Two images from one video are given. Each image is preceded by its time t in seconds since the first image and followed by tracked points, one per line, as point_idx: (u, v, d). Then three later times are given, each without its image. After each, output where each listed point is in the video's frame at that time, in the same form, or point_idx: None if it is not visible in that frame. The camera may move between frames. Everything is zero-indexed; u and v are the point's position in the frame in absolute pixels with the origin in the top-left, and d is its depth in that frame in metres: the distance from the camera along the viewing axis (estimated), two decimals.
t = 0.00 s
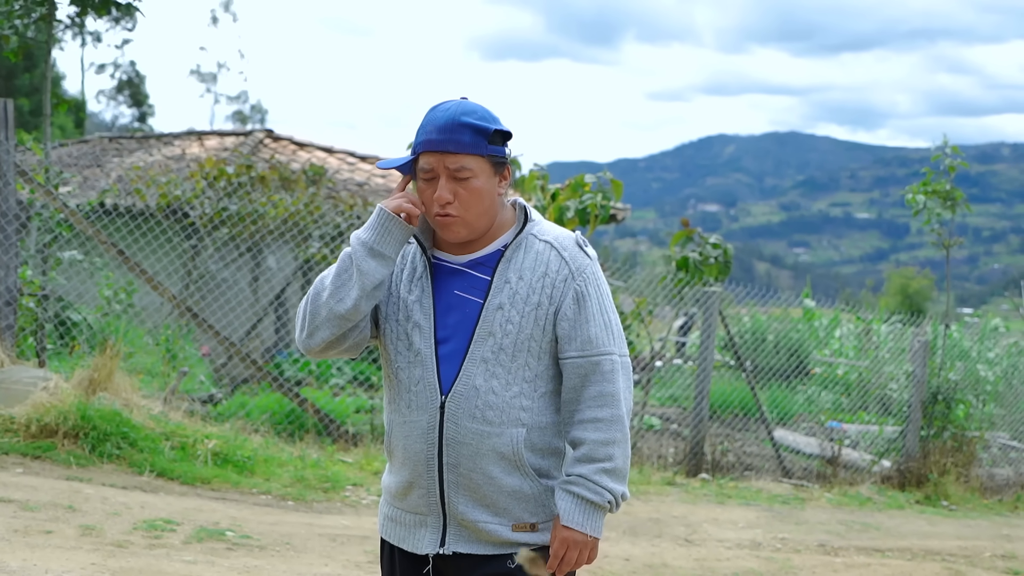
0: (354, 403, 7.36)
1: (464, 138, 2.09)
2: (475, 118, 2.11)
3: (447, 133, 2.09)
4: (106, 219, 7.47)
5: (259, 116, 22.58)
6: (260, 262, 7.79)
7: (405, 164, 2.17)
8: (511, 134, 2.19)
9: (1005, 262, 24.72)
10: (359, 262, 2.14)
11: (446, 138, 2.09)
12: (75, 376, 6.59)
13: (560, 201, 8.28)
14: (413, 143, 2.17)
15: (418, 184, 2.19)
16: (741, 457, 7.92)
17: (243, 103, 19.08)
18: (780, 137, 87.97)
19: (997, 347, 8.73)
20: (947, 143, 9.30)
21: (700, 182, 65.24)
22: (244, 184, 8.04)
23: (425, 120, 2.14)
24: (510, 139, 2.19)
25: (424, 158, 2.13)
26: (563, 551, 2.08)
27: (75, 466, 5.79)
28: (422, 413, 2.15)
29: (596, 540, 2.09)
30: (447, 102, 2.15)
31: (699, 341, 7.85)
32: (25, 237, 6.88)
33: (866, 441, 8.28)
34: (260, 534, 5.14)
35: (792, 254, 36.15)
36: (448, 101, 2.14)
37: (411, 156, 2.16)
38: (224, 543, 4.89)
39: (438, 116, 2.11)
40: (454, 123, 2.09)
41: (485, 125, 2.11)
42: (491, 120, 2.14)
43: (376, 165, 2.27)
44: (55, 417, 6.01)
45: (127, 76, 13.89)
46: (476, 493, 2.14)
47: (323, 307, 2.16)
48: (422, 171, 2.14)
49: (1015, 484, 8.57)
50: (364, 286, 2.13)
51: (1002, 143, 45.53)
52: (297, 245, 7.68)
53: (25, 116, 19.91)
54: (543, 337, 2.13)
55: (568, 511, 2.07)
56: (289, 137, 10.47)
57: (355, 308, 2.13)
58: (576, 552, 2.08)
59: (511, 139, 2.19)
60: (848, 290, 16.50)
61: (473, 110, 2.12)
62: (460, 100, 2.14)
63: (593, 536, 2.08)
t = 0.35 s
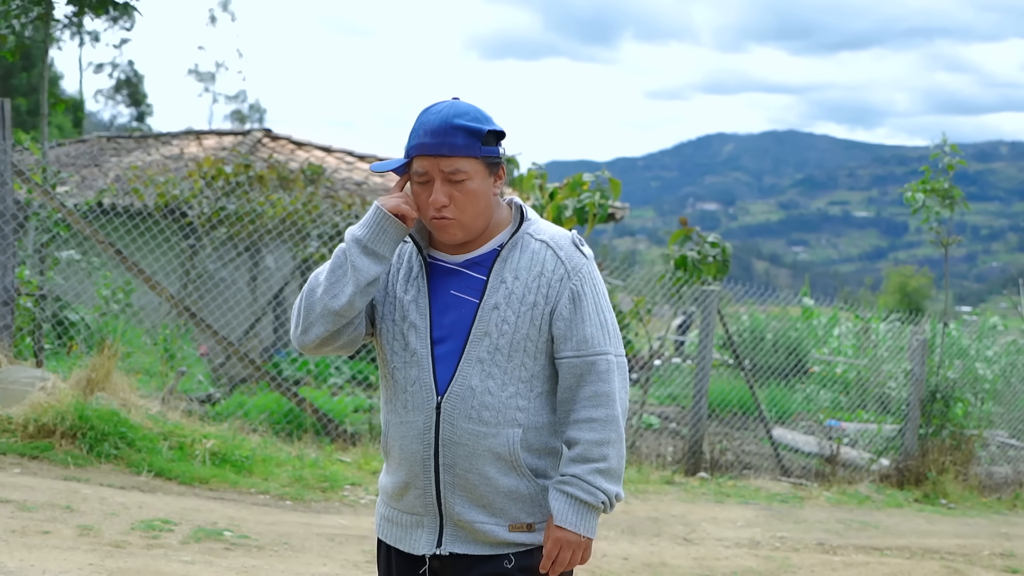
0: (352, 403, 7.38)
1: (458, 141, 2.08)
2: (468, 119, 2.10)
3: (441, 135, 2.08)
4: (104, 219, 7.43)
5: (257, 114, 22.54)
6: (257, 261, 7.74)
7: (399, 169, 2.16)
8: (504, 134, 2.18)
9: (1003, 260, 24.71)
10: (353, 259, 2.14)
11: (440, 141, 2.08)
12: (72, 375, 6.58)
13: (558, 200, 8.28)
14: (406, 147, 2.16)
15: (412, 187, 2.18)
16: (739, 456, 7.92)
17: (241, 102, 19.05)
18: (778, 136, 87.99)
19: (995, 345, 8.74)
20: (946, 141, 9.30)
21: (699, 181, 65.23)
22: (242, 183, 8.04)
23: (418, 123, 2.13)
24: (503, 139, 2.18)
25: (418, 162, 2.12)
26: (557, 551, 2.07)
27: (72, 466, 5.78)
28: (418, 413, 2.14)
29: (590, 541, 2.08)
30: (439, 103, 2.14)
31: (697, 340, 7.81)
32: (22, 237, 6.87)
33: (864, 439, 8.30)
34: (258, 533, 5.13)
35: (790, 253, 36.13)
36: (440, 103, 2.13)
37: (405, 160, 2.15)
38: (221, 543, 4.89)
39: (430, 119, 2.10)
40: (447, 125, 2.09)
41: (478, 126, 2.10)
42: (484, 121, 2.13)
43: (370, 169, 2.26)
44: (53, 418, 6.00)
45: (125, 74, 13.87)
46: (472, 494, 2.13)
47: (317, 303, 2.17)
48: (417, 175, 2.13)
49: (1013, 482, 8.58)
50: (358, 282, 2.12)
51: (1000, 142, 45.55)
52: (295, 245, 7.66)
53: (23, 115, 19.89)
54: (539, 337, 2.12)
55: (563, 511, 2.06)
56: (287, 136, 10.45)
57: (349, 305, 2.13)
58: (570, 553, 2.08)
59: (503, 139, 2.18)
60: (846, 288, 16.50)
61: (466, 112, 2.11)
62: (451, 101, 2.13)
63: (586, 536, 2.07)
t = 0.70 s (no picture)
0: (351, 404, 7.38)
1: (457, 137, 2.09)
2: (467, 117, 2.10)
3: (440, 132, 2.09)
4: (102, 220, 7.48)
5: (257, 114, 22.55)
6: (256, 262, 7.73)
7: (398, 168, 2.16)
8: (502, 133, 2.18)
9: (1002, 260, 24.71)
10: (353, 263, 2.14)
11: (439, 137, 2.09)
12: (71, 377, 6.58)
13: (557, 201, 8.27)
14: (404, 146, 2.16)
15: (411, 187, 2.18)
16: (738, 457, 7.93)
17: (240, 102, 19.05)
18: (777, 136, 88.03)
19: (994, 345, 8.74)
20: (944, 141, 9.30)
21: (698, 181, 65.25)
22: (240, 184, 8.11)
23: (416, 121, 2.13)
24: (501, 138, 2.18)
25: (417, 159, 2.12)
26: (557, 553, 2.07)
27: (71, 468, 5.78)
28: (417, 416, 2.14)
29: (590, 543, 2.08)
30: (436, 102, 2.14)
31: (696, 340, 7.87)
32: (21, 238, 6.88)
33: (864, 440, 8.31)
34: (257, 535, 5.13)
35: (790, 253, 36.13)
36: (438, 101, 2.13)
37: (403, 159, 2.15)
38: (220, 544, 4.89)
39: (429, 117, 2.10)
40: (446, 122, 2.09)
41: (477, 124, 2.10)
42: (482, 119, 2.13)
43: (367, 171, 2.25)
44: (52, 419, 6.00)
45: (125, 75, 13.88)
46: (471, 497, 2.13)
47: (317, 307, 2.16)
48: (416, 172, 2.13)
49: (1013, 483, 8.58)
50: (358, 287, 2.12)
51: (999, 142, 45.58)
52: (294, 245, 7.66)
53: (22, 116, 19.91)
54: (538, 339, 2.12)
55: (563, 514, 2.06)
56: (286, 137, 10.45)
57: (349, 309, 2.12)
58: (570, 555, 2.07)
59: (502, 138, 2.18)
60: (846, 288, 16.50)
61: (465, 110, 2.11)
62: (450, 100, 2.13)
63: (586, 539, 2.07)
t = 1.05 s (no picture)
0: (351, 405, 7.38)
1: (458, 139, 2.09)
2: (466, 118, 2.11)
3: (441, 135, 2.09)
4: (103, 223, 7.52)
5: (258, 115, 22.58)
6: (257, 264, 7.73)
7: (398, 171, 2.16)
8: (502, 133, 2.18)
9: (1003, 261, 24.69)
10: (354, 267, 2.13)
11: (440, 141, 2.09)
12: (72, 378, 6.59)
13: (558, 202, 8.27)
14: (404, 149, 2.15)
15: (411, 191, 2.17)
16: (739, 458, 7.92)
17: (240, 104, 19.04)
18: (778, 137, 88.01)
19: (995, 346, 8.74)
20: (944, 142, 9.30)
21: (698, 182, 65.21)
22: (240, 185, 8.11)
23: (415, 124, 2.13)
24: (501, 138, 2.19)
25: (418, 162, 2.12)
26: (559, 555, 2.07)
27: (71, 469, 5.78)
28: (418, 417, 2.14)
29: (592, 544, 2.08)
30: (435, 104, 2.15)
31: (696, 341, 7.87)
32: (21, 240, 6.88)
33: (864, 441, 8.31)
34: (257, 536, 5.13)
35: (790, 254, 36.13)
36: (436, 103, 2.13)
37: (403, 163, 2.15)
38: (220, 545, 4.89)
39: (428, 120, 2.11)
40: (445, 124, 2.09)
41: (476, 125, 2.11)
42: (481, 120, 2.14)
43: (367, 174, 2.25)
44: (52, 420, 5.99)
45: (125, 76, 13.89)
46: (472, 498, 2.13)
47: (318, 310, 2.16)
48: (417, 176, 2.13)
49: (1014, 484, 8.55)
50: (359, 290, 2.11)
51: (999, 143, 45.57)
52: (294, 246, 7.67)
53: (23, 117, 19.93)
54: (538, 340, 2.12)
55: (564, 515, 2.06)
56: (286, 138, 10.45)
57: (350, 313, 2.12)
58: (572, 557, 2.07)
59: (501, 138, 2.19)
60: (846, 289, 16.50)
61: (463, 111, 2.12)
62: (448, 102, 2.14)
63: (588, 540, 2.07)
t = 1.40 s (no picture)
0: (351, 405, 7.38)
1: (460, 140, 2.09)
2: (468, 119, 2.11)
3: (443, 135, 2.09)
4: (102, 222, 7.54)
5: (258, 116, 22.61)
6: (257, 264, 7.73)
7: (399, 171, 2.15)
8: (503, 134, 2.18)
9: (1002, 261, 24.68)
10: (354, 268, 2.13)
11: (442, 141, 2.08)
12: (71, 378, 6.59)
13: (558, 202, 8.26)
14: (406, 149, 2.15)
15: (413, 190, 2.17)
16: (739, 458, 7.92)
17: (240, 104, 19.04)
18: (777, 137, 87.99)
19: (995, 346, 8.74)
20: (945, 142, 9.30)
21: (698, 182, 65.21)
22: (240, 185, 8.12)
23: (417, 124, 2.13)
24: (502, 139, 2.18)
25: (419, 163, 2.12)
26: (558, 555, 2.07)
27: (71, 469, 5.78)
28: (417, 418, 2.14)
29: (591, 545, 2.08)
30: (437, 104, 2.14)
31: (696, 341, 7.87)
32: (21, 240, 6.88)
33: (864, 441, 8.31)
34: (257, 536, 5.13)
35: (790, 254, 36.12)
36: (438, 103, 2.13)
37: (405, 162, 2.15)
38: (220, 545, 4.89)
39: (431, 120, 2.10)
40: (448, 125, 2.09)
41: (478, 126, 2.11)
42: (483, 120, 2.14)
43: (367, 173, 2.25)
44: (51, 421, 5.99)
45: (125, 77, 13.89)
46: (472, 498, 2.13)
47: (318, 310, 2.15)
48: (419, 176, 2.13)
49: (1014, 484, 8.53)
50: (360, 291, 2.11)
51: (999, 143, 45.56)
52: (294, 246, 7.68)
53: (22, 117, 19.93)
54: (538, 341, 2.12)
55: (564, 516, 2.06)
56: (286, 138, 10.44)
57: (350, 313, 2.12)
58: (573, 557, 2.07)
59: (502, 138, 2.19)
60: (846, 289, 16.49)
61: (466, 112, 2.12)
62: (450, 102, 2.14)
63: (588, 540, 2.06)
